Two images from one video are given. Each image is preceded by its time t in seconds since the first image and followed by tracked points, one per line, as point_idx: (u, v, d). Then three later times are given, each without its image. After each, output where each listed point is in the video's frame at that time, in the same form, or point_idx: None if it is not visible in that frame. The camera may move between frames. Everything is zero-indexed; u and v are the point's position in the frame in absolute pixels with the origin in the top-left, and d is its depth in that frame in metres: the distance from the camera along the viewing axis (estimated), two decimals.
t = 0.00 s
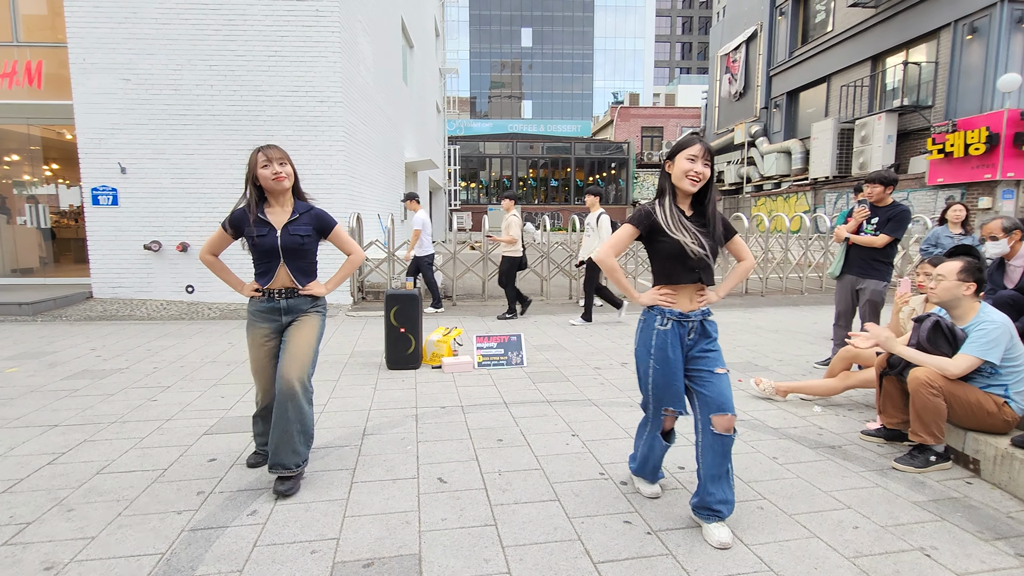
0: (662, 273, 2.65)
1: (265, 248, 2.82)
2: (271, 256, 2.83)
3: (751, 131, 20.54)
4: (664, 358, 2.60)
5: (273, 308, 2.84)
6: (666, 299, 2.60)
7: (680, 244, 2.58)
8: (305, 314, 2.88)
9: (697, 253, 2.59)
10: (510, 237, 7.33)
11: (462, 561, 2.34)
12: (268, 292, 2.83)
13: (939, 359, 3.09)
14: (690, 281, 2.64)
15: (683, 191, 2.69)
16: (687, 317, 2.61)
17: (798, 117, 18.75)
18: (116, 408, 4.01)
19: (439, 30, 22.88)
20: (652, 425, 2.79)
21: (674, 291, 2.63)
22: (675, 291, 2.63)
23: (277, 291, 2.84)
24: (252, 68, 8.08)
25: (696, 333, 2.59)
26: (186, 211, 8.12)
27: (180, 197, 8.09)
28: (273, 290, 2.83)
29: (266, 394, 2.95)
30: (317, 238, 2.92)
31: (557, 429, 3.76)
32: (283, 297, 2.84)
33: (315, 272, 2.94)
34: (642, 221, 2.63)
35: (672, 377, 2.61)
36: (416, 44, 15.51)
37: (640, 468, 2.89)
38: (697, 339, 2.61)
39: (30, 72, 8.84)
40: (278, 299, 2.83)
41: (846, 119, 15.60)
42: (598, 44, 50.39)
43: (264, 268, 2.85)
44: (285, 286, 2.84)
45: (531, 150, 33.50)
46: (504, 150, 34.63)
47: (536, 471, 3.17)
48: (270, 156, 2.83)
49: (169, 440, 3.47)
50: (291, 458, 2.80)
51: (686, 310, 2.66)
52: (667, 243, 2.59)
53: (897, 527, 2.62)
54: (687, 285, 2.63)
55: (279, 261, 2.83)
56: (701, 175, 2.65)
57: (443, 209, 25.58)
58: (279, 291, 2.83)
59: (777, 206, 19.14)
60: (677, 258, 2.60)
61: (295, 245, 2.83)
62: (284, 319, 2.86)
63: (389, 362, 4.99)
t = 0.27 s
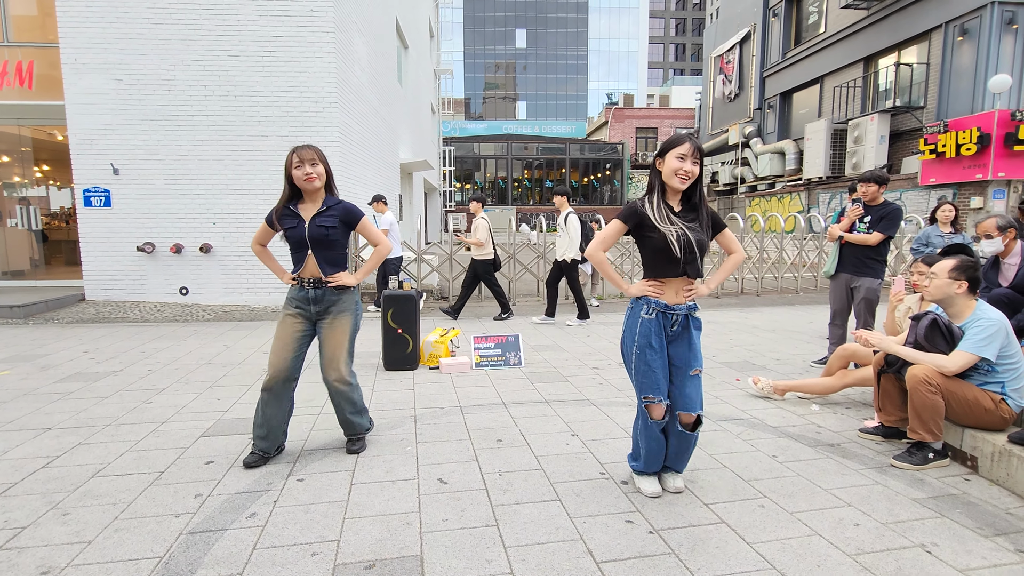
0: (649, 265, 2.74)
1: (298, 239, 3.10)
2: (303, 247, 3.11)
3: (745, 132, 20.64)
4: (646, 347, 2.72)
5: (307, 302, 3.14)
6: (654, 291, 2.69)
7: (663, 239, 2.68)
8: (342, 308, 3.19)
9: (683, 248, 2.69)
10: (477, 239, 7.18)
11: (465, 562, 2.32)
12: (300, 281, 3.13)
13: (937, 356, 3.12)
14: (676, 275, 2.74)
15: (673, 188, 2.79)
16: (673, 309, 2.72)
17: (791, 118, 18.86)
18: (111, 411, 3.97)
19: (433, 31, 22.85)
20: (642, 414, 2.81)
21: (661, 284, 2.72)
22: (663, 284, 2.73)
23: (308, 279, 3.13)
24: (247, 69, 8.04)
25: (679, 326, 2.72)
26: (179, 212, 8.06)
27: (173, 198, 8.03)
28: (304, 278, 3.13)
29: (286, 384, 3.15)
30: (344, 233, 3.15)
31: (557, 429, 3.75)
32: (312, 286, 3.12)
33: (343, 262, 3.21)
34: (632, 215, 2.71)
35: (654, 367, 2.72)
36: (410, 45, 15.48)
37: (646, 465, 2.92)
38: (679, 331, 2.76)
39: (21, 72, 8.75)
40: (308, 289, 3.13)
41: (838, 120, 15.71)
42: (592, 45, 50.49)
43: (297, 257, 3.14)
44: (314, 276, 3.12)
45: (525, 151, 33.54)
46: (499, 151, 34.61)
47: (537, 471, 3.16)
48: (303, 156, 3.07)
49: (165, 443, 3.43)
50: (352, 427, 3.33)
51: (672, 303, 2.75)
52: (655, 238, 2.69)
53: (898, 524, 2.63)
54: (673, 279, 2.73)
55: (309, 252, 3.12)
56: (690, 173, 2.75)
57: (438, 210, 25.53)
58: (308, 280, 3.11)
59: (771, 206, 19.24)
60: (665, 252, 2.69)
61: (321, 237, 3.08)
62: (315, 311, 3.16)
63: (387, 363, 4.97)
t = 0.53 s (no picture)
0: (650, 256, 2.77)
1: (335, 236, 3.20)
2: (340, 244, 3.21)
3: (739, 133, 20.75)
4: (649, 340, 2.72)
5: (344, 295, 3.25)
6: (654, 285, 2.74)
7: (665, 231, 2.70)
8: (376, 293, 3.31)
9: (682, 239, 2.71)
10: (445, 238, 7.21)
11: (469, 559, 2.30)
12: (341, 277, 3.23)
13: (938, 351, 3.14)
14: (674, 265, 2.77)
15: (674, 179, 2.80)
16: (673, 300, 2.75)
17: (785, 118, 18.98)
18: (107, 411, 3.92)
19: (428, 31, 22.83)
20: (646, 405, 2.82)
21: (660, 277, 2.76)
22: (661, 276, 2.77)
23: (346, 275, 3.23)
24: (242, 68, 7.99)
25: (680, 316, 2.75)
26: (174, 212, 8.00)
27: (167, 198, 7.97)
28: (343, 273, 3.22)
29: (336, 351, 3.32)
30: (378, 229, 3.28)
31: (558, 427, 3.74)
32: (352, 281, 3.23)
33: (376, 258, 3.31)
34: (629, 207, 2.75)
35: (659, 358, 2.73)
36: (406, 45, 15.46)
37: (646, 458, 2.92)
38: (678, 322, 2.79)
39: (12, 71, 8.67)
40: (348, 283, 3.23)
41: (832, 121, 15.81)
42: (586, 46, 50.59)
43: (334, 254, 3.23)
44: (353, 271, 3.23)
45: (520, 152, 33.58)
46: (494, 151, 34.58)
47: (539, 468, 3.15)
48: (342, 158, 3.18)
49: (164, 443, 3.40)
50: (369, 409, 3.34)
51: (672, 294, 2.77)
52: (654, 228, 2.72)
53: (901, 518, 2.63)
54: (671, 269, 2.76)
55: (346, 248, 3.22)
56: (691, 163, 2.74)
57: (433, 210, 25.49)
58: (350, 275, 3.21)
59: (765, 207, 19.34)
60: (664, 244, 2.73)
61: (360, 234, 3.22)
62: (355, 302, 3.27)
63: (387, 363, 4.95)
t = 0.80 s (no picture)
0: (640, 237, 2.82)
1: (363, 224, 3.41)
2: (367, 231, 3.41)
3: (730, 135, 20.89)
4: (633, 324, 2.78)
5: (370, 284, 3.46)
6: (641, 270, 2.81)
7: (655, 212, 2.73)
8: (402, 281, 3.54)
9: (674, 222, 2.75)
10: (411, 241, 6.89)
11: (465, 561, 2.29)
12: (365, 266, 3.45)
13: (931, 350, 3.17)
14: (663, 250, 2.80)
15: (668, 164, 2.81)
16: (662, 287, 2.79)
17: (776, 120, 19.12)
18: (96, 414, 3.86)
19: (420, 33, 22.82)
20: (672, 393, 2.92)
21: (647, 262, 2.81)
22: (647, 261, 2.80)
23: (372, 263, 3.44)
24: (233, 69, 7.94)
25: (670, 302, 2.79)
26: (163, 214, 7.92)
27: (157, 199, 7.89)
28: (368, 262, 3.43)
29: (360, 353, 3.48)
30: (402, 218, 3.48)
31: (552, 427, 3.73)
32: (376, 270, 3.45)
33: (398, 248, 3.52)
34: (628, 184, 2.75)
35: (644, 341, 2.77)
36: (398, 46, 15.44)
37: (631, 451, 2.90)
38: (671, 309, 2.83)
39: None
40: (375, 272, 3.44)
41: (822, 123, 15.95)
42: (579, 48, 50.75)
43: (360, 242, 3.44)
44: (377, 260, 3.44)
45: (513, 154, 33.61)
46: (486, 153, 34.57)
47: (534, 469, 3.14)
48: (371, 151, 3.41)
49: (154, 446, 3.35)
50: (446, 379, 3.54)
51: (661, 280, 2.81)
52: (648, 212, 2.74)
53: (895, 515, 2.65)
54: (659, 253, 2.79)
55: (372, 236, 3.42)
56: (683, 148, 2.76)
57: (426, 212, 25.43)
58: (373, 264, 3.43)
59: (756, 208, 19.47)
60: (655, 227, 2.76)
61: (384, 222, 3.43)
62: (379, 291, 3.50)
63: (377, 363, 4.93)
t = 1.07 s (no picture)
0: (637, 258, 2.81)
1: (379, 247, 3.48)
2: (383, 254, 3.48)
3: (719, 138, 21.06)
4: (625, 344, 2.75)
5: (385, 307, 3.51)
6: (641, 292, 2.78)
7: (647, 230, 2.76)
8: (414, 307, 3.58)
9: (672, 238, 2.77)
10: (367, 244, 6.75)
11: (462, 563, 2.26)
12: (380, 289, 3.49)
13: (922, 347, 3.20)
14: (662, 275, 2.78)
15: (656, 185, 2.82)
16: (661, 309, 2.76)
17: (764, 123, 19.31)
18: (82, 420, 3.79)
19: (411, 36, 22.82)
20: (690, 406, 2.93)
21: (647, 285, 2.78)
22: (647, 284, 2.78)
23: (388, 288, 3.49)
24: (221, 70, 7.87)
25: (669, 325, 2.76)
26: (151, 217, 7.82)
27: (144, 203, 7.79)
28: (383, 286, 3.49)
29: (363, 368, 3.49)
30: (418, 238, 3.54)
31: (547, 429, 3.71)
32: (389, 294, 3.49)
33: (414, 271, 3.58)
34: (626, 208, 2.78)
35: (632, 361, 2.75)
36: (388, 49, 15.43)
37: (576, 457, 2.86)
38: (671, 331, 2.81)
39: None
40: (387, 296, 3.49)
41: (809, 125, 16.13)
42: (568, 52, 51.01)
43: (377, 266, 3.50)
44: (394, 282, 3.50)
45: (503, 157, 33.63)
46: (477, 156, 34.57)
47: (529, 470, 3.12)
48: (385, 178, 3.49)
49: (141, 452, 3.29)
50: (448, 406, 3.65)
51: (660, 303, 2.78)
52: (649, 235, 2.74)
53: (890, 512, 2.65)
54: (657, 277, 2.77)
55: (388, 260, 3.49)
56: (671, 170, 2.78)
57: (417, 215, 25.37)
58: (386, 288, 3.48)
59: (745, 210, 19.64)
60: (654, 250, 2.76)
61: (400, 245, 3.48)
62: (390, 315, 3.54)
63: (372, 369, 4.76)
